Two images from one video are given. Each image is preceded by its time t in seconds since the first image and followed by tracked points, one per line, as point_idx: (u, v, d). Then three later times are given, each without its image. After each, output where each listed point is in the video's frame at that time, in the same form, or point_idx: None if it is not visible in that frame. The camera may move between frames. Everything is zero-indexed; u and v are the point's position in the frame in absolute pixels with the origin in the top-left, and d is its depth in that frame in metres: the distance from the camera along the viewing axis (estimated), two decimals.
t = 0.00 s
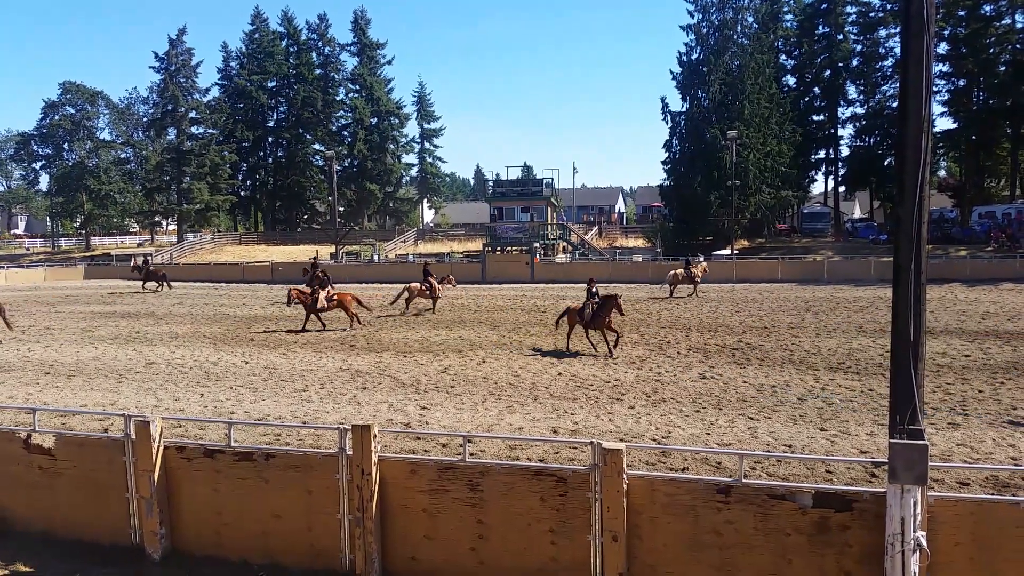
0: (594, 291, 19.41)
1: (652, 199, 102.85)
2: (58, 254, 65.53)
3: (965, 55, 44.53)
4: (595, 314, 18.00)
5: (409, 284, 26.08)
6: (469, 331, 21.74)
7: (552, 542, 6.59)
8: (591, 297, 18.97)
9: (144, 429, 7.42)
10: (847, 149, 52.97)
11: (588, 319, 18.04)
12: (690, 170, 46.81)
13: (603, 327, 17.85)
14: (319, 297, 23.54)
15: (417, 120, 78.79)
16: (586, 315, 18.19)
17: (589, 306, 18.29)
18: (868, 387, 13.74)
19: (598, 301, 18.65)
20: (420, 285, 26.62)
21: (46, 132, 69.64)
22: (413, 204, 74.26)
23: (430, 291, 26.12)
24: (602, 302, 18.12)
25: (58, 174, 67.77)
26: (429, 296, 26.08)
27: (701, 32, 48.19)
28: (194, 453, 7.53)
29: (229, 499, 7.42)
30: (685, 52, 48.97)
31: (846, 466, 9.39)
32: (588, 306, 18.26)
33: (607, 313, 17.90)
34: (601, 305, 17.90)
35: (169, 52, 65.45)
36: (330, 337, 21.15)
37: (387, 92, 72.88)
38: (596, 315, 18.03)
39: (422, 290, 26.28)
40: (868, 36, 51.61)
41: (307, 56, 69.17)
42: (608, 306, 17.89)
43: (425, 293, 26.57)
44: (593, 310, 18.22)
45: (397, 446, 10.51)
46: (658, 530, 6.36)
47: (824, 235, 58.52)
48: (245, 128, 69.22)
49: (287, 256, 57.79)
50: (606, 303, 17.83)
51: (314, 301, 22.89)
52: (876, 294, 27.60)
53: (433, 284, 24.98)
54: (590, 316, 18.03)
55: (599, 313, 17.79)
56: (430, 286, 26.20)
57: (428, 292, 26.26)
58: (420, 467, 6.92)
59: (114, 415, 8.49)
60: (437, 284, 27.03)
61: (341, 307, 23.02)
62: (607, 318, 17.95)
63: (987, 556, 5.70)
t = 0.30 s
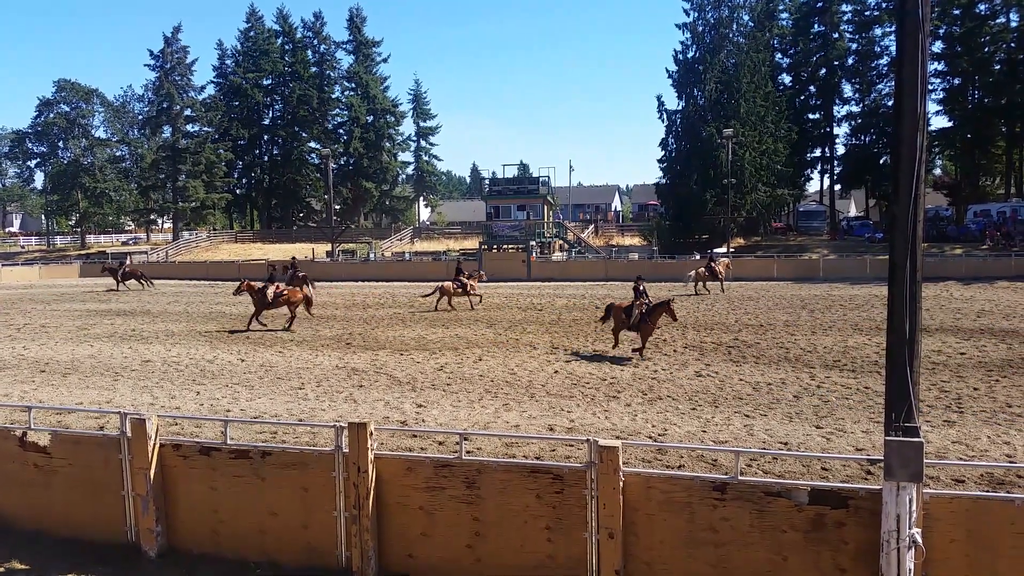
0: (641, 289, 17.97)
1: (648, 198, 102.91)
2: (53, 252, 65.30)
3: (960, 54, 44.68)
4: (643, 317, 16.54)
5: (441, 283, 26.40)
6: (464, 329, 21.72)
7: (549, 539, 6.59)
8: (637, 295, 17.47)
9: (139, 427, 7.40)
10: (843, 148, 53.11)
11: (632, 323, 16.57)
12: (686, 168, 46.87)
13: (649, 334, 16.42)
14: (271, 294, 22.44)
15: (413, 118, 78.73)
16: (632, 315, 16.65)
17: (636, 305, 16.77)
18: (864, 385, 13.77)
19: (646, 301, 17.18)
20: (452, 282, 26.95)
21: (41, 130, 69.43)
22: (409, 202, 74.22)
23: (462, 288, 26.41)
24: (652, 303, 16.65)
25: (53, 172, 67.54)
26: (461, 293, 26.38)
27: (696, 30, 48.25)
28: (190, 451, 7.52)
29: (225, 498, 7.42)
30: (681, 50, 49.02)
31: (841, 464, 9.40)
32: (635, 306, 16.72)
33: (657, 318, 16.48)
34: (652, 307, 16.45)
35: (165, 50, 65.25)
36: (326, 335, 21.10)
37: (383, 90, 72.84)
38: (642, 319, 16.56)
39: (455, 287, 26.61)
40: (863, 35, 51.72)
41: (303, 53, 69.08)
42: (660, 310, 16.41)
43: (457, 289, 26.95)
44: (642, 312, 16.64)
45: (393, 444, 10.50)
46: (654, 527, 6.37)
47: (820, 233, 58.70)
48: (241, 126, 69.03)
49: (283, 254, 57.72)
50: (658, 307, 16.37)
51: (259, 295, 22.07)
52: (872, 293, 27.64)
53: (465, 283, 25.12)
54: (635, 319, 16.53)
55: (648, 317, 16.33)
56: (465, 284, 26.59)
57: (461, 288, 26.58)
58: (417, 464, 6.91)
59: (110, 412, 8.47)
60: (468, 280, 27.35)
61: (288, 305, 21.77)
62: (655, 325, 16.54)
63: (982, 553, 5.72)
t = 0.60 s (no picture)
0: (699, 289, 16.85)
1: (649, 194, 102.86)
2: (54, 248, 65.32)
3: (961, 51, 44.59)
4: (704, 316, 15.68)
5: (476, 277, 26.88)
6: (465, 326, 21.73)
7: (549, 536, 6.60)
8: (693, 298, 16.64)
9: (140, 424, 7.41)
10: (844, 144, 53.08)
11: (692, 325, 15.71)
12: (687, 164, 46.82)
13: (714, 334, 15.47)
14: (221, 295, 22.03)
15: (414, 115, 78.66)
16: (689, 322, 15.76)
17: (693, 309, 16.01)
18: (864, 382, 13.78)
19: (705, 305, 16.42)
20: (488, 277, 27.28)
21: (41, 127, 69.44)
22: (410, 198, 74.20)
23: (498, 280, 26.81)
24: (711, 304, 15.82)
25: (54, 168, 67.55)
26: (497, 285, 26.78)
27: (697, 27, 48.15)
28: (190, 448, 7.53)
29: (225, 495, 7.43)
30: (682, 46, 48.91)
31: (842, 461, 9.41)
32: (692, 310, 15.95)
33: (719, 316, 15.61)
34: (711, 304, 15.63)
35: (165, 47, 65.14)
36: (327, 332, 21.11)
37: (383, 86, 72.76)
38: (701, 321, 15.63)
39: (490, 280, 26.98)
40: (864, 31, 51.63)
41: (303, 50, 69.00)
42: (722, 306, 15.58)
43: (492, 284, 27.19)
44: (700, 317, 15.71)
45: (394, 441, 10.53)
46: (655, 525, 6.37)
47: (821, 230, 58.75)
48: (241, 123, 68.98)
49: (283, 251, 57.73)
50: (718, 305, 15.49)
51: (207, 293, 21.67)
52: (872, 289, 27.64)
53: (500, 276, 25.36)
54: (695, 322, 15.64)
55: (709, 315, 15.47)
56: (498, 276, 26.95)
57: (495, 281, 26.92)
58: (417, 462, 6.92)
59: (111, 409, 8.48)
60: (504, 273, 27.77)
61: (243, 304, 21.74)
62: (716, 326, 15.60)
63: (982, 552, 5.72)
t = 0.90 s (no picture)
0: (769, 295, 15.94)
1: (652, 198, 102.80)
2: (59, 252, 65.48)
3: (965, 53, 44.47)
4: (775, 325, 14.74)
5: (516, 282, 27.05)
6: (468, 330, 21.71)
7: (553, 540, 6.59)
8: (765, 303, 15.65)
9: (145, 428, 7.44)
10: (848, 147, 52.97)
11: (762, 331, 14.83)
12: (691, 168, 46.75)
13: (782, 345, 14.62)
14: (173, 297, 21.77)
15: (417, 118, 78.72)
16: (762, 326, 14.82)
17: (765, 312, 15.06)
18: (869, 386, 13.73)
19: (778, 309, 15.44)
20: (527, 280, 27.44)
21: (46, 131, 69.67)
22: (414, 202, 74.31)
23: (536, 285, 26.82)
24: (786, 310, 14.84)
25: (58, 172, 67.74)
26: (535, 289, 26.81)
27: (701, 30, 48.12)
28: (195, 451, 7.54)
29: (229, 498, 7.44)
30: (686, 49, 48.88)
31: (847, 465, 9.37)
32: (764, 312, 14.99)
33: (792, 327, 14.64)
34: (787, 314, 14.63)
35: (169, 50, 65.29)
36: (331, 335, 21.13)
37: (387, 89, 72.84)
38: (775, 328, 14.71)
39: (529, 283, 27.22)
40: (868, 34, 51.53)
41: (308, 53, 69.14)
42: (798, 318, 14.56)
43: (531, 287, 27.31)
44: (773, 322, 14.77)
45: (398, 445, 10.53)
46: (660, 529, 6.36)
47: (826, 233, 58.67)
48: (245, 126, 69.15)
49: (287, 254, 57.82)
50: (795, 312, 14.53)
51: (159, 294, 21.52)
52: (877, 293, 27.57)
53: (528, 281, 25.22)
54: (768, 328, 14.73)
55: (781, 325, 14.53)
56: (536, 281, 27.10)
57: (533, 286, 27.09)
58: (421, 465, 6.92)
59: (115, 413, 8.49)
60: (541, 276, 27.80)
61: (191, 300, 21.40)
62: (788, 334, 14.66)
63: (987, 556, 5.70)
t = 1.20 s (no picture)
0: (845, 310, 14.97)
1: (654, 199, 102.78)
2: (60, 251, 65.48)
3: (966, 56, 44.41)
4: (853, 337, 13.71)
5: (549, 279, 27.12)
6: (469, 330, 21.70)
7: (553, 541, 6.58)
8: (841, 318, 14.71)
9: (146, 427, 7.43)
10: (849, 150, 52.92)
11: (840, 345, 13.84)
12: (692, 169, 46.72)
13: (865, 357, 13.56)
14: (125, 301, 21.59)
15: (419, 119, 78.69)
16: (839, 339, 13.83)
17: (840, 325, 14.03)
18: (869, 388, 13.73)
19: (857, 320, 14.34)
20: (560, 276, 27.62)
21: (48, 130, 69.69)
22: (415, 203, 74.42)
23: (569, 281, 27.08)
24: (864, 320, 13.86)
25: (59, 171, 67.71)
26: (567, 286, 27.13)
27: (702, 32, 48.11)
28: (195, 451, 7.53)
29: (229, 497, 7.43)
30: (687, 51, 48.88)
31: (847, 467, 9.36)
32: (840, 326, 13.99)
33: (873, 337, 13.55)
34: (863, 323, 13.55)
35: (171, 51, 65.32)
36: (332, 335, 21.14)
37: (388, 90, 72.87)
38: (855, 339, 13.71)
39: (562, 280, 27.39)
40: (870, 36, 51.50)
41: (309, 54, 69.17)
42: (876, 326, 13.47)
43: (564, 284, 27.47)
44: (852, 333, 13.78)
45: (398, 444, 10.54)
46: (659, 531, 6.35)
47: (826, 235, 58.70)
48: (246, 127, 69.17)
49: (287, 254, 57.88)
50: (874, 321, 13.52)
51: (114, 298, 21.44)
52: (878, 295, 27.57)
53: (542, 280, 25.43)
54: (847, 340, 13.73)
55: (860, 336, 13.45)
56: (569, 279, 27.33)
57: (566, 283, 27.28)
58: (422, 465, 6.91)
59: (116, 413, 8.49)
60: (574, 273, 28.19)
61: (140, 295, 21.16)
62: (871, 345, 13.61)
63: (987, 557, 5.70)
